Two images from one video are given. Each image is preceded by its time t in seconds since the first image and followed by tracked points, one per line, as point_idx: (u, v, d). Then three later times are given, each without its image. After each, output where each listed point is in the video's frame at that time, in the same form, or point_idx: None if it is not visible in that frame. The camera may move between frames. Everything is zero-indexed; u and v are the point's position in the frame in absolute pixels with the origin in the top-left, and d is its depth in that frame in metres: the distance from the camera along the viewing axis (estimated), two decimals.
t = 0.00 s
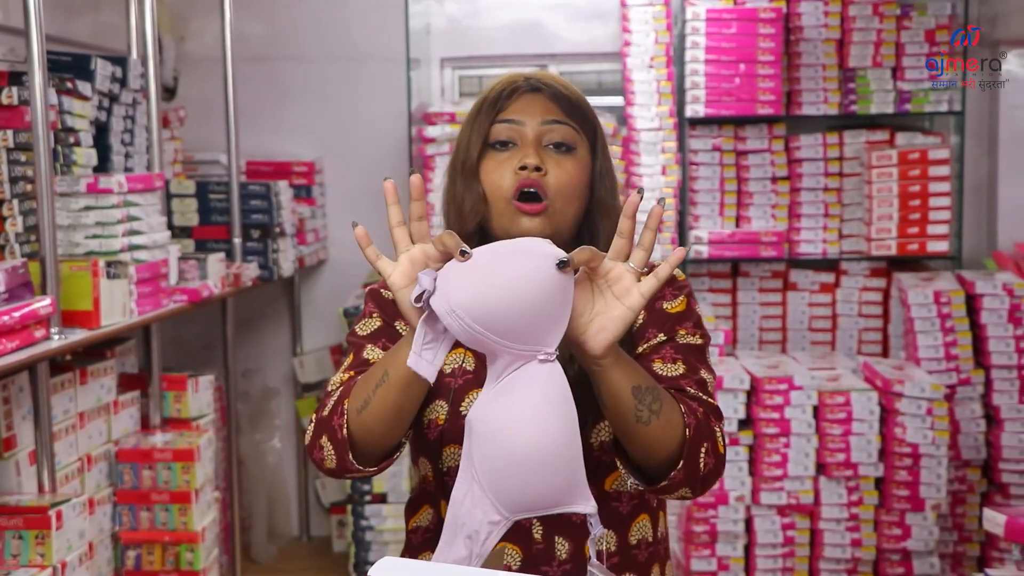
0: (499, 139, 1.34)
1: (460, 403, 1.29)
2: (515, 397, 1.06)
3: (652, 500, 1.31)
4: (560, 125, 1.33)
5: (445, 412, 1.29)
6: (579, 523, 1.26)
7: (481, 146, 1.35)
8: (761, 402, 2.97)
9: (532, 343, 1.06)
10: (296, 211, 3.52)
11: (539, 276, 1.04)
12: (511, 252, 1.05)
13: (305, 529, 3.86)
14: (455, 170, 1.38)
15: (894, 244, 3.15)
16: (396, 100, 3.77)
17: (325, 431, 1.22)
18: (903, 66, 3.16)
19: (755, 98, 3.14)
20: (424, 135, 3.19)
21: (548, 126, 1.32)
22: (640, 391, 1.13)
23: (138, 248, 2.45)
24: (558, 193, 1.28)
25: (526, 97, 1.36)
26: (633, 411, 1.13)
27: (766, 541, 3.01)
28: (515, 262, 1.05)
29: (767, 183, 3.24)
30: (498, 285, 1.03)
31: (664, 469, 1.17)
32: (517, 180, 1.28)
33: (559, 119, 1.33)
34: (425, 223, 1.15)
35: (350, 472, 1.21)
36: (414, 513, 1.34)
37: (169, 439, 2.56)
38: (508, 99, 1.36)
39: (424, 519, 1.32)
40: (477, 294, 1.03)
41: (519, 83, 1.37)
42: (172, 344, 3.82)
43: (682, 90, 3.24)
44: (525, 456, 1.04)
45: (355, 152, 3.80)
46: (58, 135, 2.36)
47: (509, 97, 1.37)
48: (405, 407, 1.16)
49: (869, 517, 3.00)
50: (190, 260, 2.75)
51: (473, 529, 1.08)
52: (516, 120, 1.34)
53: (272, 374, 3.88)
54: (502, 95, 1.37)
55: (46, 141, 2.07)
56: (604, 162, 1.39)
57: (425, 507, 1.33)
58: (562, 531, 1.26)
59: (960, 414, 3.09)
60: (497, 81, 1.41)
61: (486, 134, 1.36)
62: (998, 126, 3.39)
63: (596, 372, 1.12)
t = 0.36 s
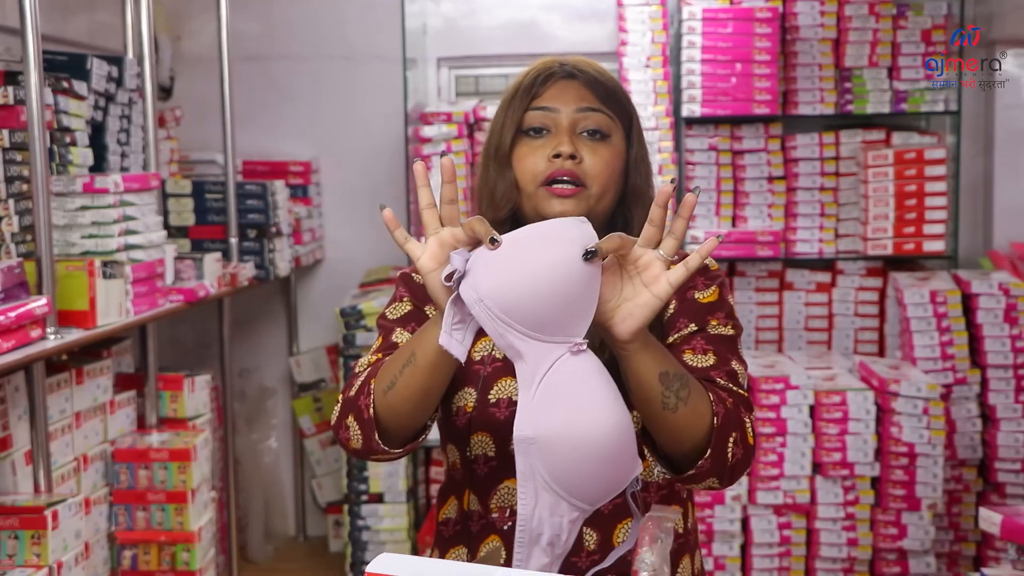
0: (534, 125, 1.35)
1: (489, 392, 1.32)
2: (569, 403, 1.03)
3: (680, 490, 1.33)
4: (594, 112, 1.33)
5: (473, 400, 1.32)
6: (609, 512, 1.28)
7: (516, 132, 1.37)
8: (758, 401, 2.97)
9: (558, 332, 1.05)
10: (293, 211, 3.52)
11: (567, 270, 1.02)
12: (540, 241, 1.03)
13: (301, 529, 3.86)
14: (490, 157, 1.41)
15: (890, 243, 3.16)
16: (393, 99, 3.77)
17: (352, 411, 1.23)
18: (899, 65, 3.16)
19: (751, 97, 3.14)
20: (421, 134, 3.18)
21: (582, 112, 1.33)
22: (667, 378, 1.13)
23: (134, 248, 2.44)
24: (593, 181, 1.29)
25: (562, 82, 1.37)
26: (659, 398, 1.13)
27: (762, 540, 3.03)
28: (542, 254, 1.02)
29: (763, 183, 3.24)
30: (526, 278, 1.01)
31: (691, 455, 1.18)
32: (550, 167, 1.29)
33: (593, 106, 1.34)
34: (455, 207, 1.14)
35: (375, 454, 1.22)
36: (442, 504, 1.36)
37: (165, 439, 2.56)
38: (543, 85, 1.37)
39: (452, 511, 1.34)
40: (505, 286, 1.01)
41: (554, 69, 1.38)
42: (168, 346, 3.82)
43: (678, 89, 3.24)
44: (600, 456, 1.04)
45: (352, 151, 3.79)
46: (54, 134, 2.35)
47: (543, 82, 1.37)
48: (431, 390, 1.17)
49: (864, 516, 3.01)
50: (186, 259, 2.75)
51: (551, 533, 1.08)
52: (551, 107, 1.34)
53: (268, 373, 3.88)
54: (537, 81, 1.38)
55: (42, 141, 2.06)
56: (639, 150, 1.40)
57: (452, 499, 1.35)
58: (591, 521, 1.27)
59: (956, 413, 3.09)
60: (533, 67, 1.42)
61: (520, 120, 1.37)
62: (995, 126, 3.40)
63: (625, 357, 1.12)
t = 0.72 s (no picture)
0: (552, 125, 1.31)
1: (511, 383, 1.27)
2: (606, 402, 1.04)
3: (701, 485, 1.30)
4: (613, 111, 1.30)
5: (495, 391, 1.28)
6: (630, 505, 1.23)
7: (535, 132, 1.34)
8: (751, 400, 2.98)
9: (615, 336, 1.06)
10: (286, 210, 3.51)
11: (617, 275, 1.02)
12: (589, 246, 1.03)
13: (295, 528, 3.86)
14: (510, 157, 1.38)
15: (883, 242, 3.17)
16: (387, 98, 3.76)
17: (331, 368, 1.26)
18: (892, 65, 3.16)
19: (745, 96, 3.15)
20: (415, 133, 3.18)
21: (599, 111, 1.30)
22: (713, 366, 1.15)
23: (126, 247, 2.43)
24: (611, 181, 1.26)
25: (580, 82, 1.34)
26: (702, 383, 1.15)
27: (755, 538, 3.03)
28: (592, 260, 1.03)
29: (756, 182, 3.25)
30: (581, 286, 1.02)
31: (729, 443, 1.20)
32: (569, 166, 1.26)
33: (611, 104, 1.31)
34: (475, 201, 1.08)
35: (351, 405, 1.24)
36: (461, 499, 1.32)
37: (158, 438, 2.55)
38: (561, 85, 1.34)
39: (470, 506, 1.30)
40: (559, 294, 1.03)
41: (571, 68, 1.36)
42: (161, 344, 3.81)
43: (671, 88, 3.24)
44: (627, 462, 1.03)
45: (346, 149, 3.79)
46: (46, 133, 2.34)
47: (561, 82, 1.35)
48: (397, 329, 1.20)
49: (858, 515, 3.01)
50: (180, 259, 2.74)
51: (565, 531, 1.07)
52: (570, 105, 1.31)
53: (262, 372, 3.87)
54: (555, 79, 1.36)
55: (34, 140, 2.05)
56: (659, 146, 1.39)
57: (469, 493, 1.31)
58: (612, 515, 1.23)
59: (949, 412, 3.10)
60: (551, 64, 1.40)
61: (539, 120, 1.34)
62: (987, 125, 3.40)
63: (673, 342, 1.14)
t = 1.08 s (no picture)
0: (549, 137, 1.29)
1: (515, 381, 1.24)
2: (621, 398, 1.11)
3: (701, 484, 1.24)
4: (609, 119, 1.28)
5: (498, 389, 1.25)
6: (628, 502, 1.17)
7: (533, 143, 1.32)
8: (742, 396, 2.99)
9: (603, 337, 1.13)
10: (277, 207, 3.50)
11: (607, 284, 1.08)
12: (596, 256, 1.08)
13: (286, 526, 3.86)
14: (511, 170, 1.37)
15: (874, 239, 3.18)
16: (379, 95, 3.75)
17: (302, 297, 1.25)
18: (883, 62, 3.18)
19: (736, 93, 3.15)
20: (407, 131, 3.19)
21: (595, 120, 1.27)
22: (739, 367, 1.13)
23: (117, 244, 2.43)
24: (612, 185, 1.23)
25: (574, 92, 1.32)
26: (727, 382, 1.14)
27: (747, 535, 3.04)
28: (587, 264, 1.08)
29: (747, 179, 3.25)
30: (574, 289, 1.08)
31: (755, 440, 1.17)
32: (566, 177, 1.24)
33: (607, 113, 1.28)
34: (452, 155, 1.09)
35: (316, 327, 1.22)
36: (460, 501, 1.29)
37: (150, 436, 2.55)
38: (556, 95, 1.32)
39: (467, 506, 1.26)
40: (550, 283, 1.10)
41: (566, 78, 1.33)
42: (152, 342, 3.80)
43: (663, 85, 3.25)
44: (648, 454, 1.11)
45: (338, 146, 3.78)
46: (36, 130, 2.33)
47: (556, 93, 1.33)
48: (359, 245, 1.19)
49: (849, 511, 3.02)
50: (170, 256, 2.73)
51: (601, 520, 1.14)
52: (565, 116, 1.29)
53: (253, 370, 3.87)
54: (550, 90, 1.33)
55: (24, 137, 2.04)
56: (658, 148, 1.35)
57: (468, 493, 1.27)
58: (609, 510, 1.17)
59: (940, 408, 3.11)
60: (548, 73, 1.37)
61: (536, 132, 1.32)
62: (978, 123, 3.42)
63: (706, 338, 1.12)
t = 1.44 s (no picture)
0: (526, 122, 1.26)
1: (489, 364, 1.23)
2: (536, 415, 1.10)
3: (671, 474, 1.23)
4: (586, 104, 1.24)
5: (472, 371, 1.24)
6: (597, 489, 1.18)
7: (509, 128, 1.28)
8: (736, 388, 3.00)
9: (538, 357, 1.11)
10: (270, 199, 3.50)
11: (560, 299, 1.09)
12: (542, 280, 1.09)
13: (280, 518, 3.86)
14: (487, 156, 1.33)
15: (867, 230, 3.18)
16: (372, 86, 3.74)
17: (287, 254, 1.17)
18: (875, 53, 3.18)
19: (729, 84, 3.15)
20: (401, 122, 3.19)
21: (572, 104, 1.24)
22: (734, 362, 1.08)
23: (109, 236, 2.42)
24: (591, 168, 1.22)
25: (551, 77, 1.27)
26: (722, 377, 1.09)
27: (740, 526, 3.05)
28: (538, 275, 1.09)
29: (740, 170, 3.26)
30: (513, 296, 1.09)
31: (739, 432, 1.14)
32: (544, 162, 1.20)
33: (584, 98, 1.25)
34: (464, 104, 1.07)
35: (297, 287, 1.14)
36: (430, 483, 1.27)
37: (144, 428, 2.55)
38: (533, 82, 1.28)
39: (436, 489, 1.25)
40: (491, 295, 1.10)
41: (543, 64, 1.29)
42: (145, 334, 3.80)
43: (656, 76, 3.25)
44: (554, 471, 1.09)
45: (330, 138, 3.77)
46: (28, 122, 2.32)
47: (533, 80, 1.29)
48: (360, 215, 1.10)
49: (842, 502, 3.03)
50: (163, 248, 2.72)
51: (509, 528, 1.13)
52: (543, 101, 1.25)
53: (246, 362, 3.86)
54: (527, 77, 1.29)
55: (16, 129, 2.04)
56: (636, 135, 1.30)
57: (438, 476, 1.25)
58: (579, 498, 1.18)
59: (932, 399, 3.12)
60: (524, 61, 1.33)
61: (513, 117, 1.28)
62: (970, 114, 3.42)
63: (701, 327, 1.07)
